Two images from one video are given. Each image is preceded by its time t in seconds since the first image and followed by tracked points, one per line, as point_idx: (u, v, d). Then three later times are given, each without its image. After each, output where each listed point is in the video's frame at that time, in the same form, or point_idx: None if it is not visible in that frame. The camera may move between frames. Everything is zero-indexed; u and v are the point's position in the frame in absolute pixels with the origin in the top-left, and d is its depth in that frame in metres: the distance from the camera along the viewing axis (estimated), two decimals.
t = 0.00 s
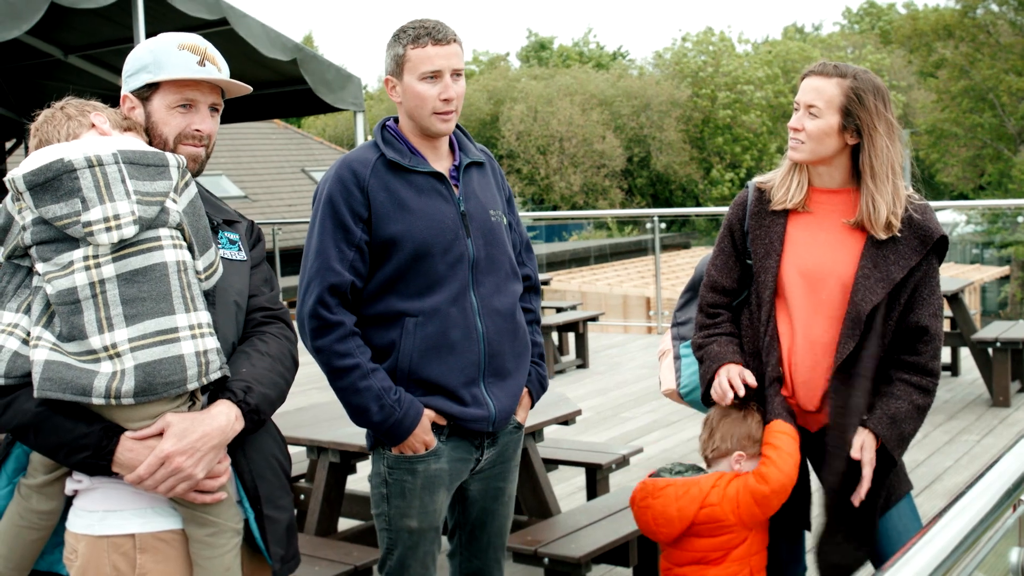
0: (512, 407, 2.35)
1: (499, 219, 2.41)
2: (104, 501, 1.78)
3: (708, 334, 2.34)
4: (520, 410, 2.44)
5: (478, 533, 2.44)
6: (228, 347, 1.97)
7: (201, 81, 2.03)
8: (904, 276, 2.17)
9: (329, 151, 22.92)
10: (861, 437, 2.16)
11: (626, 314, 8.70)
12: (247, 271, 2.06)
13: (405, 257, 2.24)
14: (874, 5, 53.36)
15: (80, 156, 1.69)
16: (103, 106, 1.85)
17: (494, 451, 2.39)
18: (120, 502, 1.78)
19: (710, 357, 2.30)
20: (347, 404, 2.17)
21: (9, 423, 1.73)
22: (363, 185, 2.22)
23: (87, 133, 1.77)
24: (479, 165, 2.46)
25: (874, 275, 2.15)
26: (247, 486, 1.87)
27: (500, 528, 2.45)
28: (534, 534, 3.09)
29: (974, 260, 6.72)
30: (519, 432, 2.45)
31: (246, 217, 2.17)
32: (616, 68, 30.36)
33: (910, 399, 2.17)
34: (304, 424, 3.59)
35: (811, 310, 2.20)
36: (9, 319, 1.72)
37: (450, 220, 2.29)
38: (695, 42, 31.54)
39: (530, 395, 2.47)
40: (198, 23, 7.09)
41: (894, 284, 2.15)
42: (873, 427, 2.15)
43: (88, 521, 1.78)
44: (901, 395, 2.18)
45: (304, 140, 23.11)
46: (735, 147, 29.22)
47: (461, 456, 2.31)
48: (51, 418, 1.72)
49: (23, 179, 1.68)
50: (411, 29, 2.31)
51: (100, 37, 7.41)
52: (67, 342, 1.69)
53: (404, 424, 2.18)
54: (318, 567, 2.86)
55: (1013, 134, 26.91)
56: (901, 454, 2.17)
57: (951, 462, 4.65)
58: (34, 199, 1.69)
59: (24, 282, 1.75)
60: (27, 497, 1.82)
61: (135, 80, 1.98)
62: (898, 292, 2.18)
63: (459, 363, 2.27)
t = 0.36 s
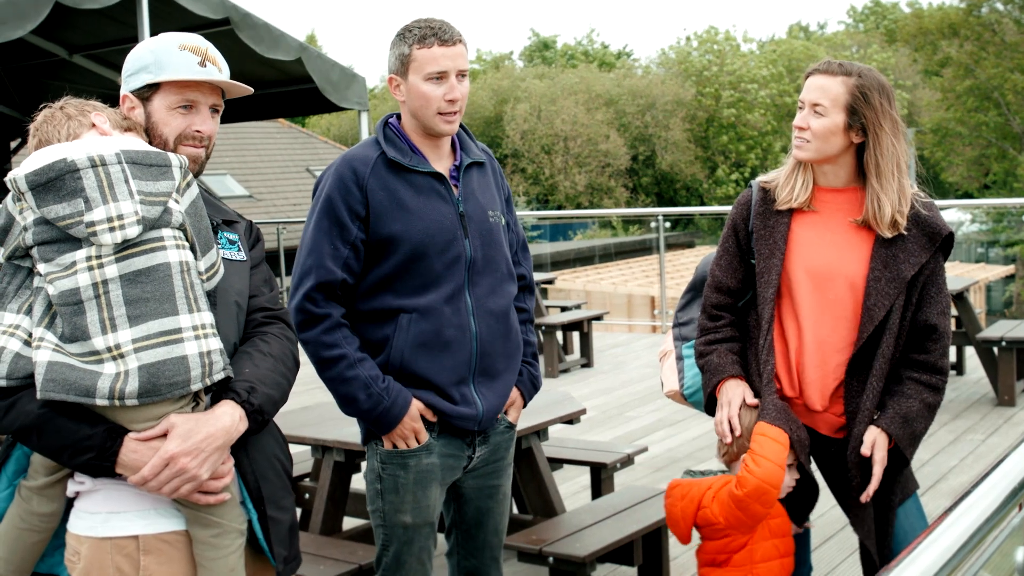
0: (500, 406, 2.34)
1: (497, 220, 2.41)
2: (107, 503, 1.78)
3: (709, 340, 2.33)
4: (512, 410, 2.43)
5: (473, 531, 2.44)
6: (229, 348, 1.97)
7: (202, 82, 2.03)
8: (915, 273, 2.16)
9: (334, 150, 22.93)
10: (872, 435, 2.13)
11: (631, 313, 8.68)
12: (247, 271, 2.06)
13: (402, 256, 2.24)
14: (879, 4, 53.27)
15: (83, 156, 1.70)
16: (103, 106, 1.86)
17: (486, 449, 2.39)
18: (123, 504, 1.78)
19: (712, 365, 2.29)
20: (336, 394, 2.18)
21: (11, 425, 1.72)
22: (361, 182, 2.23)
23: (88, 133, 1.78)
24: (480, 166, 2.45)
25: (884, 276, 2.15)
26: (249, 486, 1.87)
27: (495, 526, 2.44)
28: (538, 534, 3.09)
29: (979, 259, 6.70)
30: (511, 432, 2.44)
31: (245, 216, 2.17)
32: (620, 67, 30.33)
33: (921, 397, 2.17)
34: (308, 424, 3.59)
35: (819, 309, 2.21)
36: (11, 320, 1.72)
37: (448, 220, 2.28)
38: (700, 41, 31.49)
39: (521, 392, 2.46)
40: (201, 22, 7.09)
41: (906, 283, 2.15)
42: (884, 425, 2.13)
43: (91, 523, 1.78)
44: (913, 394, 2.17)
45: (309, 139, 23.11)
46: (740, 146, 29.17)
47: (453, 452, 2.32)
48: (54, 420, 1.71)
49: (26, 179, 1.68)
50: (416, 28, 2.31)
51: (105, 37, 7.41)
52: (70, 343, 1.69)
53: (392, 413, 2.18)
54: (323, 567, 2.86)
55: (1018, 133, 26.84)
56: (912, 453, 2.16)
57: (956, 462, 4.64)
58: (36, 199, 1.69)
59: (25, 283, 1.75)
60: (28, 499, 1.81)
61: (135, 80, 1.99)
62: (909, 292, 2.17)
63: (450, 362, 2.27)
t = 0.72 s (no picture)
0: (503, 410, 2.35)
1: (496, 221, 2.40)
2: (110, 505, 1.79)
3: (714, 343, 2.32)
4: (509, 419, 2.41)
5: (473, 533, 2.45)
6: (231, 348, 1.97)
7: (202, 81, 2.03)
8: (919, 274, 2.16)
9: (338, 149, 22.92)
10: (866, 430, 2.14)
11: (635, 313, 8.68)
12: (246, 271, 2.07)
13: (398, 258, 2.25)
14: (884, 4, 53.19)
15: (89, 155, 1.70)
16: (102, 105, 1.86)
17: (485, 454, 2.37)
18: (126, 507, 1.79)
19: (717, 368, 2.29)
20: (340, 364, 2.16)
21: (13, 427, 1.70)
22: (359, 182, 2.24)
23: (89, 132, 1.79)
24: (480, 167, 2.45)
25: (889, 277, 2.16)
26: (253, 488, 1.88)
27: (496, 528, 2.45)
28: (543, 533, 3.10)
29: (985, 259, 6.69)
30: (509, 438, 2.43)
31: (242, 217, 2.17)
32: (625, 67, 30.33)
33: (922, 396, 2.17)
34: (312, 423, 3.59)
35: (823, 310, 2.21)
36: (12, 320, 1.70)
37: (445, 222, 2.28)
38: (705, 41, 31.46)
39: (517, 406, 2.43)
40: (207, 21, 7.09)
41: (909, 283, 2.15)
42: (881, 422, 2.14)
43: (93, 525, 1.78)
44: (914, 393, 2.17)
45: (313, 139, 23.11)
46: (745, 147, 29.12)
47: (450, 460, 2.31)
48: (59, 422, 1.70)
49: (30, 178, 1.68)
50: (424, 28, 2.32)
51: (110, 35, 7.42)
52: (74, 343, 1.69)
53: (392, 382, 2.11)
54: (326, 566, 2.86)
55: None
56: (912, 451, 2.17)
57: (961, 462, 4.64)
58: (40, 198, 1.69)
59: (25, 282, 1.74)
60: (26, 502, 1.78)
61: (134, 79, 1.99)
62: (913, 292, 2.18)
63: (451, 367, 2.28)
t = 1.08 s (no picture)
0: (505, 409, 2.33)
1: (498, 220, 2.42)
2: (117, 507, 1.79)
3: (719, 341, 2.33)
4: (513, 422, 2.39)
5: (478, 532, 2.46)
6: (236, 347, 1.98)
7: (200, 78, 2.04)
8: (923, 273, 2.16)
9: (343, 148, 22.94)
10: (864, 428, 2.15)
11: (640, 312, 8.67)
12: (246, 269, 2.08)
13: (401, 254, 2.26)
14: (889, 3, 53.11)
15: (96, 156, 1.70)
16: (100, 104, 1.87)
17: (490, 455, 2.37)
18: (134, 509, 1.79)
19: (722, 367, 2.30)
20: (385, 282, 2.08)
21: (22, 430, 1.70)
22: (368, 175, 2.26)
23: (90, 131, 1.79)
24: (482, 167, 2.45)
25: (893, 275, 2.16)
26: (262, 488, 1.88)
27: (500, 528, 2.46)
28: (548, 532, 3.10)
29: (990, 258, 6.67)
30: (514, 442, 2.42)
31: (239, 215, 2.18)
32: (630, 66, 30.30)
33: (924, 395, 2.17)
34: (316, 423, 3.59)
35: (827, 310, 2.21)
36: (17, 323, 1.71)
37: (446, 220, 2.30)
38: (710, 39, 31.44)
39: (521, 410, 2.41)
40: (212, 20, 7.10)
41: (912, 283, 2.15)
42: (881, 421, 2.13)
43: (101, 528, 1.78)
44: (916, 392, 2.17)
45: (318, 138, 23.13)
46: (750, 146, 29.08)
47: (453, 457, 2.31)
48: (68, 425, 1.70)
49: (36, 179, 1.68)
50: (422, 33, 2.31)
51: (116, 34, 7.43)
52: (81, 346, 1.70)
53: (427, 250, 2.03)
54: (332, 565, 2.87)
55: None
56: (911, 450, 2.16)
57: (967, 462, 4.63)
58: (47, 200, 1.69)
59: (28, 284, 1.75)
60: (29, 505, 1.79)
61: (131, 78, 1.98)
62: (917, 291, 2.17)
63: (453, 366, 2.28)
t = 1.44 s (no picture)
0: (515, 407, 2.35)
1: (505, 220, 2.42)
2: (122, 509, 1.80)
3: (717, 339, 2.35)
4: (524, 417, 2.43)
5: (487, 532, 2.46)
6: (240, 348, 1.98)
7: (200, 77, 2.03)
8: (925, 271, 2.16)
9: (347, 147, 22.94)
10: (865, 424, 2.15)
11: (644, 310, 8.67)
12: (249, 268, 2.08)
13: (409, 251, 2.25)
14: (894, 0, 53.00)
15: (100, 156, 1.70)
16: (101, 104, 1.87)
17: (501, 452, 2.39)
18: (139, 510, 1.80)
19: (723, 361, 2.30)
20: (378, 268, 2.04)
21: (28, 431, 1.70)
22: (375, 173, 2.27)
23: (92, 131, 1.79)
24: (488, 166, 2.45)
25: (894, 273, 2.15)
26: (267, 488, 1.89)
27: (509, 528, 2.47)
28: (552, 531, 3.11)
29: (994, 256, 6.66)
30: (526, 436, 2.45)
31: (240, 213, 2.18)
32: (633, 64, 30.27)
33: (926, 394, 2.17)
34: (320, 422, 3.60)
35: (830, 308, 2.21)
36: (21, 325, 1.71)
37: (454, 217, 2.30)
38: (714, 37, 31.40)
39: (529, 407, 2.46)
40: (216, 19, 7.11)
41: (915, 280, 2.14)
42: (883, 417, 2.14)
43: (106, 530, 1.79)
44: (919, 390, 2.17)
45: (322, 137, 23.14)
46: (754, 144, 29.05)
47: (465, 457, 2.32)
48: (74, 427, 1.71)
49: (39, 180, 1.68)
50: (429, 29, 2.32)
51: (118, 34, 7.45)
52: (86, 348, 1.70)
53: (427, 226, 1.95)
54: (336, 564, 2.87)
55: None
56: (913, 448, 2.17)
57: (971, 460, 4.63)
58: (50, 201, 1.69)
59: (31, 286, 1.75)
60: (33, 506, 1.79)
61: (131, 77, 1.98)
62: (920, 288, 2.17)
63: (463, 365, 2.28)
